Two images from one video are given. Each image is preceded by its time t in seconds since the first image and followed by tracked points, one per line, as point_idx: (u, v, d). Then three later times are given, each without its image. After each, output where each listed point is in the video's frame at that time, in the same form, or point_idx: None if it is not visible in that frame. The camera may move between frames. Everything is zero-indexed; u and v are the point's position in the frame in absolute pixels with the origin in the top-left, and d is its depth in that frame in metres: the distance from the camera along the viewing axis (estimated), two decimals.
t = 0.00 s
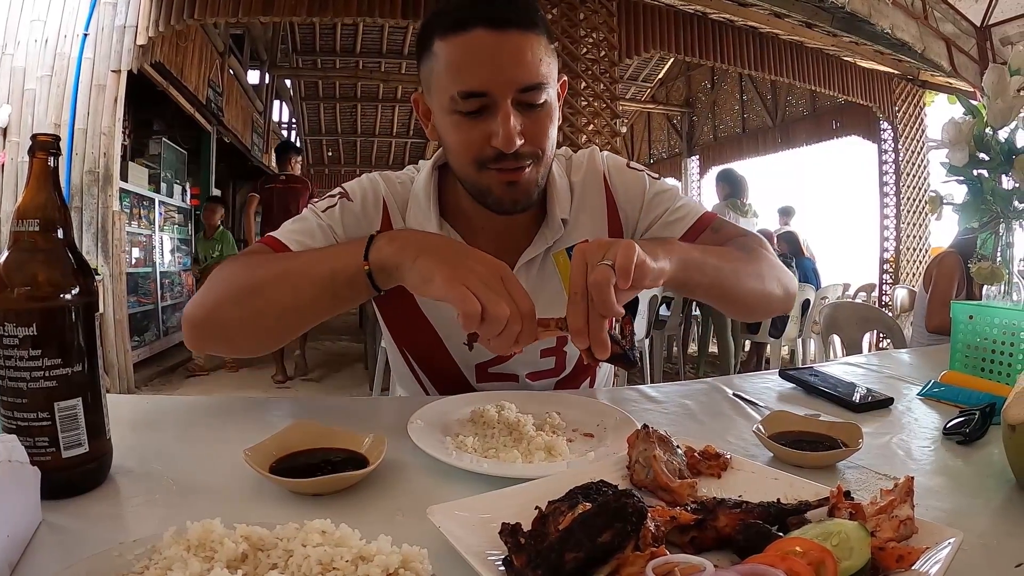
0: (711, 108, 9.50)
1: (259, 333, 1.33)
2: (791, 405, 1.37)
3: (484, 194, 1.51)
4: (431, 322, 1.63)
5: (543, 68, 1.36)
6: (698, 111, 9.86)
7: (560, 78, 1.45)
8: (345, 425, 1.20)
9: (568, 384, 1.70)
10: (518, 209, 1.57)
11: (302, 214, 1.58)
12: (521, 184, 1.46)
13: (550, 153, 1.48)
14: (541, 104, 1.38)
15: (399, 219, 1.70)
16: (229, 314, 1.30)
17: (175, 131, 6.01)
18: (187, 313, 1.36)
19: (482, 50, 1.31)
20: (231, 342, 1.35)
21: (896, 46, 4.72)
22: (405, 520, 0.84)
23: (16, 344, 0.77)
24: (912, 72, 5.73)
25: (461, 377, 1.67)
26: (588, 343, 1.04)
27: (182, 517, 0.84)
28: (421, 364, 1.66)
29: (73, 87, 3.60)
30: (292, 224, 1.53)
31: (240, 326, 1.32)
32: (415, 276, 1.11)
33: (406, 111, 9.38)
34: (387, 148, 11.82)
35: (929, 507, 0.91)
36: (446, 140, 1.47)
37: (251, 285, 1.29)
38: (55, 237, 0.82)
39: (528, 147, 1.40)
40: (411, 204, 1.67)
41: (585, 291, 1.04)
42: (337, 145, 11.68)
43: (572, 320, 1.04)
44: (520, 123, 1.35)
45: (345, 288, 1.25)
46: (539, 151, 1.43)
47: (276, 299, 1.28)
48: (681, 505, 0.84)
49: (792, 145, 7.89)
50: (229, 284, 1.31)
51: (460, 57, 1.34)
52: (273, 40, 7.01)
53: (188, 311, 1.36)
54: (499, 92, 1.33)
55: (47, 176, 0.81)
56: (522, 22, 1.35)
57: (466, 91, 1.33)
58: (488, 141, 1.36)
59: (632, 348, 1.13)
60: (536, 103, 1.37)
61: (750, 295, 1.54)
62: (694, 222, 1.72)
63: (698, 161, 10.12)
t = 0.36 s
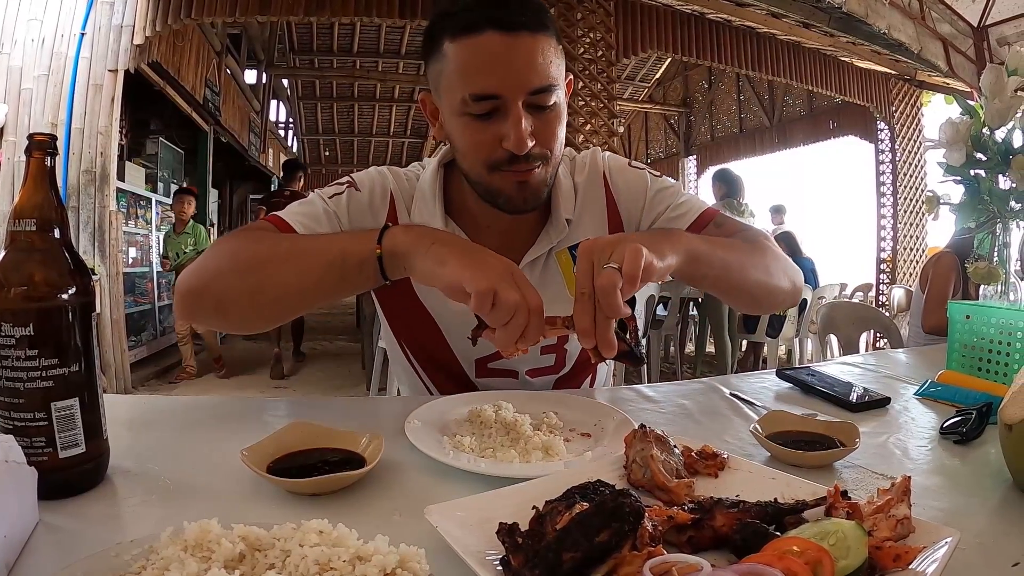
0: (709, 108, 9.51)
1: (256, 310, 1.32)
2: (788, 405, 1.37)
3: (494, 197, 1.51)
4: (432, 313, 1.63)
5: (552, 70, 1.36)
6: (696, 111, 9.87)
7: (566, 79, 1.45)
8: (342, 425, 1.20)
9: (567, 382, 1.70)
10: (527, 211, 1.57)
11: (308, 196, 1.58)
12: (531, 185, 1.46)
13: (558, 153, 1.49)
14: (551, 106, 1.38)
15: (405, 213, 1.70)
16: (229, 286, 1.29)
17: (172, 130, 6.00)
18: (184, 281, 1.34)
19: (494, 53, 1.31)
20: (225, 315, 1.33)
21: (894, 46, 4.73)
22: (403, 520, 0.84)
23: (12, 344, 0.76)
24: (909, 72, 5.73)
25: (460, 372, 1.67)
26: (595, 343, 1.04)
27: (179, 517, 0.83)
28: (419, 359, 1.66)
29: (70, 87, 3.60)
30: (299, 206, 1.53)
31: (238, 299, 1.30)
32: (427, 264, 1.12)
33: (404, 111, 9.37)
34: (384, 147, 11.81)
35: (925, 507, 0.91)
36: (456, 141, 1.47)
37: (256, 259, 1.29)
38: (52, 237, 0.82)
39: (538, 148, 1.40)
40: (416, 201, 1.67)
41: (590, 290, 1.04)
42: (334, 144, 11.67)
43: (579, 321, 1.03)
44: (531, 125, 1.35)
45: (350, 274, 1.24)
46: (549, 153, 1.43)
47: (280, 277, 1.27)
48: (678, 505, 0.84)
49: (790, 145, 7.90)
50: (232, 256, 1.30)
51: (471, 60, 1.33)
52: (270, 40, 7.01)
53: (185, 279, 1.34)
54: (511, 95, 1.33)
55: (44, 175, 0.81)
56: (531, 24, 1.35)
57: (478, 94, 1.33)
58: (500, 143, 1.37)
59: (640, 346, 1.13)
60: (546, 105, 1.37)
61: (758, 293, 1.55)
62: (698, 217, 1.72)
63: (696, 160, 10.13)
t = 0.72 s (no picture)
0: (709, 108, 9.51)
1: (260, 307, 1.31)
2: (788, 405, 1.37)
3: (495, 192, 1.51)
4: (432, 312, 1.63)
5: (552, 67, 1.36)
6: (696, 112, 9.87)
7: (566, 76, 1.45)
8: (343, 424, 1.20)
9: (567, 380, 1.69)
10: (527, 206, 1.57)
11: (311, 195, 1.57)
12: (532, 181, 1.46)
13: (559, 149, 1.50)
14: (551, 103, 1.39)
15: (407, 210, 1.70)
16: (235, 282, 1.29)
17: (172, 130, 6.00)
18: (190, 277, 1.34)
19: (496, 52, 1.32)
20: (230, 311, 1.32)
21: (894, 46, 4.73)
22: (403, 520, 0.84)
23: (13, 343, 0.76)
24: (910, 72, 5.73)
25: (462, 370, 1.66)
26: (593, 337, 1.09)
27: (178, 517, 0.83)
28: (420, 356, 1.66)
29: (70, 87, 3.60)
30: (302, 204, 1.52)
31: (242, 294, 1.29)
32: (425, 259, 1.11)
33: (405, 111, 9.36)
34: (385, 147, 11.81)
35: (925, 507, 0.91)
36: (458, 137, 1.47)
37: (263, 254, 1.29)
38: (53, 237, 0.82)
39: (538, 144, 1.41)
40: (418, 199, 1.67)
41: (618, 294, 1.07)
42: (335, 144, 11.67)
43: (594, 315, 1.07)
44: (531, 122, 1.36)
45: (353, 271, 1.23)
46: (549, 148, 1.43)
47: (286, 273, 1.27)
48: (679, 506, 0.84)
49: (790, 145, 7.90)
50: (240, 251, 1.30)
51: (473, 58, 1.33)
52: (271, 40, 7.01)
53: (192, 276, 1.34)
54: (511, 92, 1.33)
55: (44, 175, 0.81)
56: (531, 23, 1.35)
57: (479, 91, 1.34)
58: (501, 139, 1.37)
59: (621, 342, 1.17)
60: (546, 102, 1.37)
61: (756, 306, 1.55)
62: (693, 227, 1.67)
63: (696, 161, 10.13)
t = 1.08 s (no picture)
0: (721, 109, 9.48)
1: (270, 327, 1.32)
2: (801, 407, 1.36)
3: (501, 188, 1.50)
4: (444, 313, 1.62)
5: (553, 64, 1.36)
6: (708, 113, 9.84)
7: (569, 73, 1.45)
8: (354, 425, 1.20)
9: (578, 381, 1.69)
10: (534, 201, 1.56)
11: (321, 206, 1.58)
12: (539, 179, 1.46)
13: (564, 146, 1.49)
14: (554, 100, 1.38)
15: (417, 215, 1.68)
16: (245, 300, 1.30)
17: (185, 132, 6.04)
18: (205, 292, 1.36)
19: (497, 51, 1.32)
20: (242, 328, 1.34)
21: (907, 46, 4.70)
22: (415, 521, 0.84)
23: (28, 344, 0.77)
24: (923, 72, 5.68)
25: (473, 370, 1.66)
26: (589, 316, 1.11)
27: (190, 517, 0.84)
28: (431, 355, 1.66)
29: (84, 89, 3.64)
30: (313, 215, 1.53)
31: (253, 314, 1.30)
32: (428, 283, 1.12)
33: (416, 113, 9.38)
34: (396, 149, 11.85)
35: (938, 510, 0.90)
36: (464, 136, 1.47)
37: (272, 275, 1.30)
38: (67, 239, 0.82)
39: (543, 142, 1.40)
40: (427, 203, 1.67)
41: (638, 303, 1.10)
42: (347, 146, 11.72)
43: (603, 307, 1.08)
44: (534, 119, 1.36)
45: (357, 296, 1.23)
46: (554, 145, 1.43)
47: (293, 295, 1.28)
48: (691, 508, 0.83)
49: (803, 146, 7.86)
50: (251, 270, 1.32)
51: (476, 58, 1.34)
52: (283, 43, 7.05)
53: (207, 292, 1.36)
54: (514, 91, 1.33)
55: (59, 177, 0.82)
56: (532, 22, 1.36)
57: (482, 90, 1.34)
58: (505, 137, 1.37)
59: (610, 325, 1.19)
60: (548, 100, 1.37)
61: (759, 326, 1.55)
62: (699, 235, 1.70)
63: (709, 162, 10.09)
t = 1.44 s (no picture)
0: (732, 110, 9.45)
1: (267, 323, 1.31)
2: (813, 410, 1.36)
3: (510, 189, 1.50)
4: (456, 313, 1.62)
5: (558, 67, 1.36)
6: (719, 113, 9.81)
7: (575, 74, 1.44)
8: (364, 426, 1.21)
9: (588, 382, 1.69)
10: (542, 202, 1.56)
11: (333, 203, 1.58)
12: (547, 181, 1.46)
13: (571, 148, 1.49)
14: (559, 103, 1.38)
15: (427, 215, 1.69)
16: (246, 293, 1.30)
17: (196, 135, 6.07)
18: (212, 281, 1.37)
19: (502, 55, 1.32)
20: (242, 321, 1.34)
21: (918, 46, 4.67)
22: (425, 522, 0.84)
23: (40, 344, 0.78)
24: (934, 72, 5.64)
25: (483, 370, 1.66)
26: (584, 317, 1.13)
27: (201, 517, 0.84)
28: (441, 356, 1.66)
29: (96, 92, 3.67)
30: (323, 212, 1.54)
31: (252, 308, 1.30)
32: (431, 279, 1.12)
33: (426, 114, 9.40)
34: (406, 151, 11.87)
35: (951, 514, 0.89)
36: (471, 139, 1.48)
37: (275, 268, 1.31)
38: (79, 240, 0.83)
39: (550, 144, 1.40)
40: (438, 205, 1.67)
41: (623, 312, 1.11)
42: (357, 148, 11.76)
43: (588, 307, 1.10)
44: (541, 121, 1.36)
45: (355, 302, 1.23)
46: (561, 146, 1.43)
47: (293, 295, 1.28)
48: (701, 511, 0.83)
49: (814, 147, 7.82)
50: (255, 264, 1.32)
51: (481, 62, 1.34)
52: (294, 45, 7.08)
53: (213, 280, 1.37)
54: (520, 95, 1.33)
55: (71, 179, 0.82)
56: (537, 24, 1.35)
57: (488, 94, 1.34)
58: (512, 140, 1.38)
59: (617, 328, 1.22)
60: (554, 102, 1.37)
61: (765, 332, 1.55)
62: (709, 239, 1.72)
63: (719, 163, 10.05)
